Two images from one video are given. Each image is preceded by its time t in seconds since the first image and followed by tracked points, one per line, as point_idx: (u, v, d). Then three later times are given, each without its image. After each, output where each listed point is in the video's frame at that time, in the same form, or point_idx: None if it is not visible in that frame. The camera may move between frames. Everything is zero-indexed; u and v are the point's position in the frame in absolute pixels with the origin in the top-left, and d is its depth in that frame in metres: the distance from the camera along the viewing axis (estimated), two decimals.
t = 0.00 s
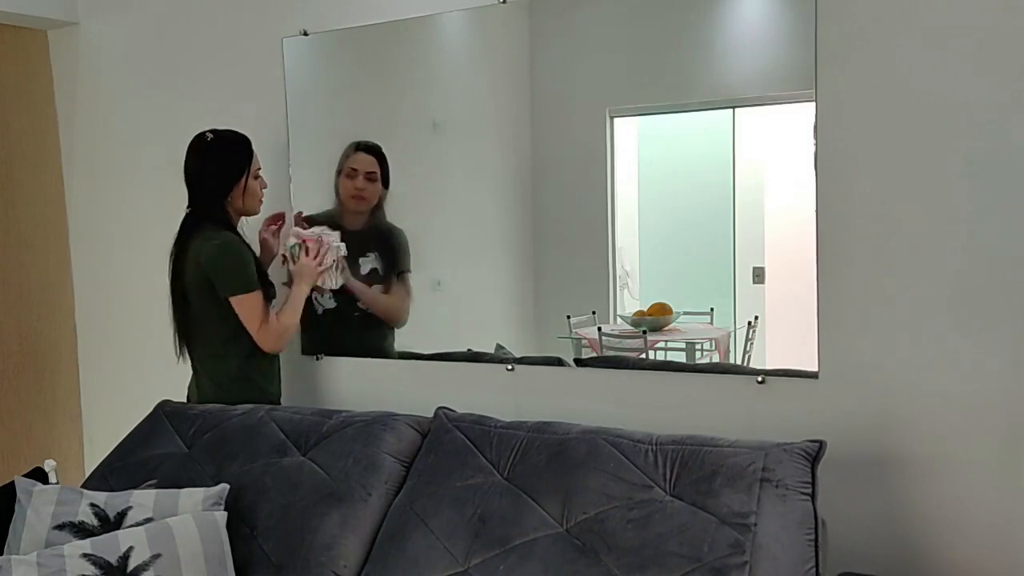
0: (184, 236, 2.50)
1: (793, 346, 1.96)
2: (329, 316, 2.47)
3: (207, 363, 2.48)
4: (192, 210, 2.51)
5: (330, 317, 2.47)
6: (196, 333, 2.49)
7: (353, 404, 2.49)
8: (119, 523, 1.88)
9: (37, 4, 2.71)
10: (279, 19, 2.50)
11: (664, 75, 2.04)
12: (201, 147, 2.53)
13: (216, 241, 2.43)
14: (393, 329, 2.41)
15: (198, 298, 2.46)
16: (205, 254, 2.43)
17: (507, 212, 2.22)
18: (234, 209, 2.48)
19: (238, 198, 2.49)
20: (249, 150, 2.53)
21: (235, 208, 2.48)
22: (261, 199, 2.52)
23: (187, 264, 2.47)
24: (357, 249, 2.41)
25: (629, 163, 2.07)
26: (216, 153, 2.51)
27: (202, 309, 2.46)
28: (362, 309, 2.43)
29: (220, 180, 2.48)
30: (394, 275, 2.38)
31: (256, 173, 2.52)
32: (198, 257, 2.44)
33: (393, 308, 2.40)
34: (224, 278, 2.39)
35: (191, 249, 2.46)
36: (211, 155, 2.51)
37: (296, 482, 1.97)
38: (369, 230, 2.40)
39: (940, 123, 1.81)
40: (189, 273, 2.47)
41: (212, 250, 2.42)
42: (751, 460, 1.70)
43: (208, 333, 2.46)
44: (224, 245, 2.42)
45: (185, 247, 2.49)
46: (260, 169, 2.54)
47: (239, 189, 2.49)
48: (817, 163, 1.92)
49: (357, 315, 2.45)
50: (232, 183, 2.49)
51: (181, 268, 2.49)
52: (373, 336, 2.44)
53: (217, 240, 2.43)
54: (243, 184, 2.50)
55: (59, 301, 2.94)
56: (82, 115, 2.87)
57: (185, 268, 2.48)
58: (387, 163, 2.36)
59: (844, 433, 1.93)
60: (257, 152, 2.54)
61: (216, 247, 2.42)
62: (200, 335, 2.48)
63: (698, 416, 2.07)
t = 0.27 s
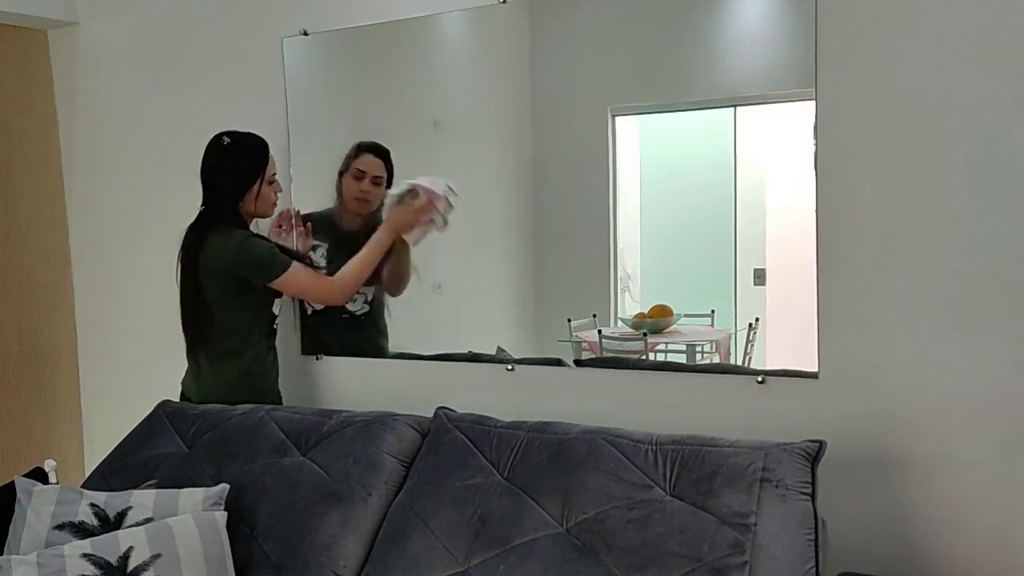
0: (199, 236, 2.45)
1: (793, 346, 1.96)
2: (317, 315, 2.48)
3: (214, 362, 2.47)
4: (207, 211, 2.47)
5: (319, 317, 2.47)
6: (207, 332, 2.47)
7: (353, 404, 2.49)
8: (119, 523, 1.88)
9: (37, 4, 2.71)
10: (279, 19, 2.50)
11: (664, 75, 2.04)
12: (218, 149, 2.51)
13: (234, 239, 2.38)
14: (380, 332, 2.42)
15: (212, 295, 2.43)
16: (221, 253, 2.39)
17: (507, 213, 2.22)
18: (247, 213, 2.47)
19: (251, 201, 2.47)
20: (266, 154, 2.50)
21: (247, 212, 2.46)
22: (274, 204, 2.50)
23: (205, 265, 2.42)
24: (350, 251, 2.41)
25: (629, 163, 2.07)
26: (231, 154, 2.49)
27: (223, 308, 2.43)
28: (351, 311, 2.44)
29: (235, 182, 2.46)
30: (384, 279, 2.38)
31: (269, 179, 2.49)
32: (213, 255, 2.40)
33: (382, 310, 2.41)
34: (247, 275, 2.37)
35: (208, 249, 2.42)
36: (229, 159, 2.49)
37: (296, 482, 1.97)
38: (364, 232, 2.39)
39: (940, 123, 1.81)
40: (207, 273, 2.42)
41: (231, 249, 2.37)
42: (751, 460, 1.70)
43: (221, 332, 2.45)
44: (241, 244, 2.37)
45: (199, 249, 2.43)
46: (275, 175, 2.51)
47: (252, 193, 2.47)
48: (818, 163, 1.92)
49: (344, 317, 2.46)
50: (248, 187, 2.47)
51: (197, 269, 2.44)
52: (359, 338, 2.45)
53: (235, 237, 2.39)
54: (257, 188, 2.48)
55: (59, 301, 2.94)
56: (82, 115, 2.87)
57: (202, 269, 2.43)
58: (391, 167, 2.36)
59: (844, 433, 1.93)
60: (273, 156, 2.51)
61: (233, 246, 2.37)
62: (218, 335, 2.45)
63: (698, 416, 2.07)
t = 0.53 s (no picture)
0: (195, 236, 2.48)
1: (792, 346, 1.96)
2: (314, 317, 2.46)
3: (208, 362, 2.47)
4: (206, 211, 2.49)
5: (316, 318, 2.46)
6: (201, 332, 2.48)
7: (353, 404, 2.49)
8: (119, 523, 1.88)
9: (37, 4, 2.71)
10: (279, 19, 2.50)
11: (664, 75, 2.04)
12: (223, 150, 2.52)
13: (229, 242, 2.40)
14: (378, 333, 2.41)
15: (206, 295, 2.44)
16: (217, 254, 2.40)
17: (507, 213, 2.22)
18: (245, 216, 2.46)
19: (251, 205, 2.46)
20: (268, 161, 2.49)
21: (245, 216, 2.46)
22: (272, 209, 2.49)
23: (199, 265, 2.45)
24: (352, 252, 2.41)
25: (629, 163, 2.07)
26: (235, 156, 2.50)
27: (214, 309, 2.44)
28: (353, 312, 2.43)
29: (236, 184, 2.46)
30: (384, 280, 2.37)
31: (269, 186, 2.48)
32: (209, 256, 2.42)
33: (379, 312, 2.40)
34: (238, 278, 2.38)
35: (203, 250, 2.44)
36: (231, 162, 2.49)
37: (296, 482, 1.97)
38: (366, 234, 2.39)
39: (940, 123, 1.81)
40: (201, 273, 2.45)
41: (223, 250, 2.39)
42: (751, 460, 1.70)
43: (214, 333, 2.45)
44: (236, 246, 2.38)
45: (196, 247, 2.46)
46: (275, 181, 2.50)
47: (252, 197, 2.46)
48: (817, 163, 1.92)
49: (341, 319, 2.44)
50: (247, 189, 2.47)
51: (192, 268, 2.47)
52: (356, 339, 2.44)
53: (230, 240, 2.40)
54: (257, 193, 2.47)
55: (59, 301, 2.94)
56: (82, 115, 2.87)
57: (196, 268, 2.46)
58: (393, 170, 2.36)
59: (844, 433, 1.93)
60: (279, 163, 2.50)
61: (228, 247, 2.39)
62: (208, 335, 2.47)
63: (697, 416, 2.07)
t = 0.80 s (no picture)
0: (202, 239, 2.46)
1: (792, 346, 1.96)
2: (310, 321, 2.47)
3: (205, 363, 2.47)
4: (217, 215, 2.48)
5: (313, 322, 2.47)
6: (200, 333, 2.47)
7: (353, 404, 2.49)
8: (119, 523, 1.88)
9: (37, 4, 2.71)
10: (279, 19, 2.50)
11: (664, 75, 2.04)
12: (250, 160, 2.49)
13: (236, 250, 2.39)
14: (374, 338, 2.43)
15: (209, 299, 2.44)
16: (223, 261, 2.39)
17: (508, 214, 2.22)
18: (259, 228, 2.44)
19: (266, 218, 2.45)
20: (291, 177, 2.47)
21: (258, 228, 2.43)
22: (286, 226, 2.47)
23: (205, 268, 2.43)
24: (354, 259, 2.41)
25: (629, 163, 2.07)
26: (257, 168, 2.48)
27: (214, 312, 2.43)
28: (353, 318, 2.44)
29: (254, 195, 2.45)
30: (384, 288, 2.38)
31: (287, 205, 2.47)
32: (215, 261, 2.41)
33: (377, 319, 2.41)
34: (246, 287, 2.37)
35: (211, 254, 2.43)
36: (255, 174, 2.47)
37: (296, 482, 1.97)
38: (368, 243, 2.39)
39: (940, 124, 1.81)
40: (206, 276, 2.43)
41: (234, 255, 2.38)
42: (751, 460, 1.70)
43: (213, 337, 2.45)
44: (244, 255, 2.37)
45: (203, 251, 2.45)
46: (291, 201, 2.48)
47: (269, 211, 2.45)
48: (818, 163, 1.92)
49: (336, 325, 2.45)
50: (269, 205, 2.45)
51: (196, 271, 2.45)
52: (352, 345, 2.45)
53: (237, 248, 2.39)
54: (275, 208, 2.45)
55: (59, 301, 2.94)
56: (82, 116, 2.87)
57: (202, 271, 2.44)
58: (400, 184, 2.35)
59: (843, 433, 1.93)
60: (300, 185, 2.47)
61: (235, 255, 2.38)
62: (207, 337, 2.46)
63: (697, 416, 2.07)
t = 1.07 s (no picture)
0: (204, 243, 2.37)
1: (793, 346, 1.96)
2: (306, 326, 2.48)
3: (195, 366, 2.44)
4: (224, 223, 2.38)
5: (308, 326, 2.48)
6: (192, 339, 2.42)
7: (353, 405, 2.49)
8: (119, 523, 1.88)
9: (37, 4, 2.71)
10: (279, 19, 2.50)
11: (664, 75, 2.04)
12: (268, 174, 2.39)
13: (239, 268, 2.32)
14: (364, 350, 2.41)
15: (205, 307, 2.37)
16: (223, 278, 2.32)
17: (508, 214, 2.22)
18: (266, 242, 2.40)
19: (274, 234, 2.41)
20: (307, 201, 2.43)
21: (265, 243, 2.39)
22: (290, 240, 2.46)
23: (205, 275, 2.35)
24: (355, 268, 2.41)
25: (629, 163, 2.07)
26: (270, 186, 2.37)
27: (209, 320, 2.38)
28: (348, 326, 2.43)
29: (265, 211, 2.36)
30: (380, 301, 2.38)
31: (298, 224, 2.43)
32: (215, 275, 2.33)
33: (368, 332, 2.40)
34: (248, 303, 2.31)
35: (212, 266, 2.34)
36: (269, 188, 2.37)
37: (296, 482, 1.97)
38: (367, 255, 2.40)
39: (940, 124, 1.81)
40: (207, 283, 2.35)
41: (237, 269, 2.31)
42: (751, 460, 1.70)
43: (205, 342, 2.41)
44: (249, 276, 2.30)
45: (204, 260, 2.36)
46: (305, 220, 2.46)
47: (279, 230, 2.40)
48: (817, 163, 1.92)
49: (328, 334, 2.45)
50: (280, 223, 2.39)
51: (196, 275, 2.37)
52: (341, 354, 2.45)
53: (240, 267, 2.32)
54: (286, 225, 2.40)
55: (61, 300, 2.95)
56: (82, 115, 2.87)
57: (202, 275, 2.36)
58: (406, 204, 2.35)
59: (843, 433, 1.93)
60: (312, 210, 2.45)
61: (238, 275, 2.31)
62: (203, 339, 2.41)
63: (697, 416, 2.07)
